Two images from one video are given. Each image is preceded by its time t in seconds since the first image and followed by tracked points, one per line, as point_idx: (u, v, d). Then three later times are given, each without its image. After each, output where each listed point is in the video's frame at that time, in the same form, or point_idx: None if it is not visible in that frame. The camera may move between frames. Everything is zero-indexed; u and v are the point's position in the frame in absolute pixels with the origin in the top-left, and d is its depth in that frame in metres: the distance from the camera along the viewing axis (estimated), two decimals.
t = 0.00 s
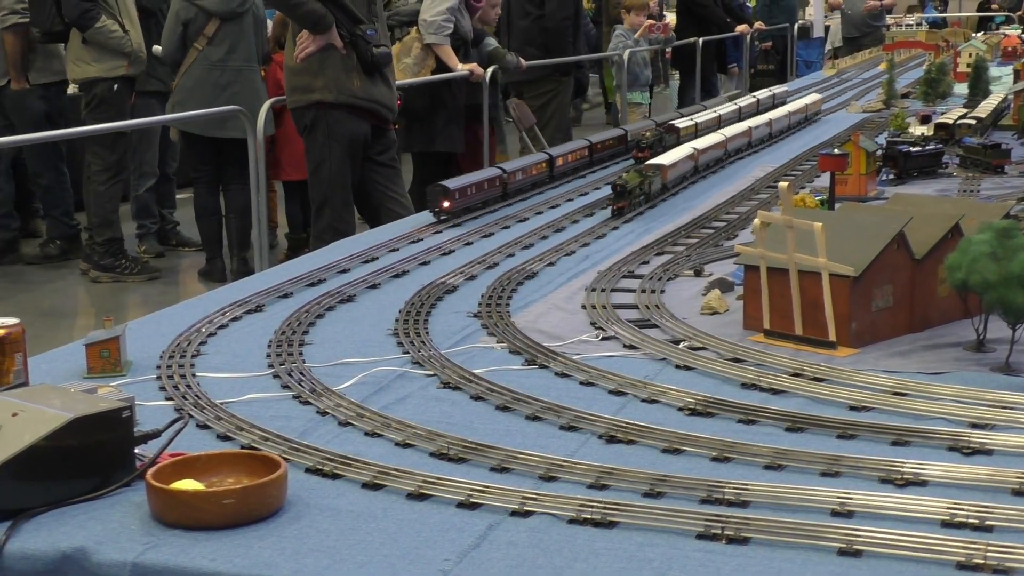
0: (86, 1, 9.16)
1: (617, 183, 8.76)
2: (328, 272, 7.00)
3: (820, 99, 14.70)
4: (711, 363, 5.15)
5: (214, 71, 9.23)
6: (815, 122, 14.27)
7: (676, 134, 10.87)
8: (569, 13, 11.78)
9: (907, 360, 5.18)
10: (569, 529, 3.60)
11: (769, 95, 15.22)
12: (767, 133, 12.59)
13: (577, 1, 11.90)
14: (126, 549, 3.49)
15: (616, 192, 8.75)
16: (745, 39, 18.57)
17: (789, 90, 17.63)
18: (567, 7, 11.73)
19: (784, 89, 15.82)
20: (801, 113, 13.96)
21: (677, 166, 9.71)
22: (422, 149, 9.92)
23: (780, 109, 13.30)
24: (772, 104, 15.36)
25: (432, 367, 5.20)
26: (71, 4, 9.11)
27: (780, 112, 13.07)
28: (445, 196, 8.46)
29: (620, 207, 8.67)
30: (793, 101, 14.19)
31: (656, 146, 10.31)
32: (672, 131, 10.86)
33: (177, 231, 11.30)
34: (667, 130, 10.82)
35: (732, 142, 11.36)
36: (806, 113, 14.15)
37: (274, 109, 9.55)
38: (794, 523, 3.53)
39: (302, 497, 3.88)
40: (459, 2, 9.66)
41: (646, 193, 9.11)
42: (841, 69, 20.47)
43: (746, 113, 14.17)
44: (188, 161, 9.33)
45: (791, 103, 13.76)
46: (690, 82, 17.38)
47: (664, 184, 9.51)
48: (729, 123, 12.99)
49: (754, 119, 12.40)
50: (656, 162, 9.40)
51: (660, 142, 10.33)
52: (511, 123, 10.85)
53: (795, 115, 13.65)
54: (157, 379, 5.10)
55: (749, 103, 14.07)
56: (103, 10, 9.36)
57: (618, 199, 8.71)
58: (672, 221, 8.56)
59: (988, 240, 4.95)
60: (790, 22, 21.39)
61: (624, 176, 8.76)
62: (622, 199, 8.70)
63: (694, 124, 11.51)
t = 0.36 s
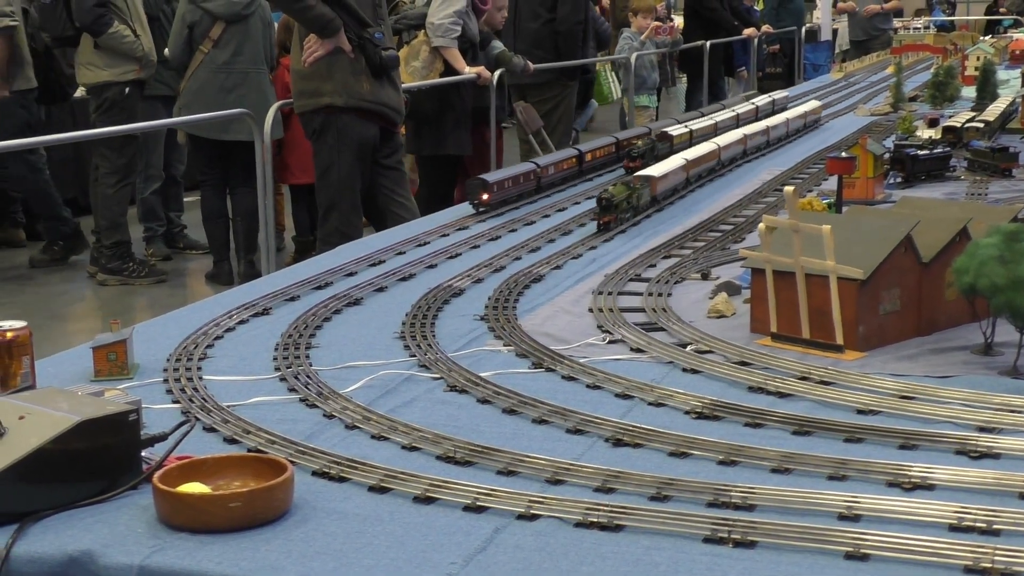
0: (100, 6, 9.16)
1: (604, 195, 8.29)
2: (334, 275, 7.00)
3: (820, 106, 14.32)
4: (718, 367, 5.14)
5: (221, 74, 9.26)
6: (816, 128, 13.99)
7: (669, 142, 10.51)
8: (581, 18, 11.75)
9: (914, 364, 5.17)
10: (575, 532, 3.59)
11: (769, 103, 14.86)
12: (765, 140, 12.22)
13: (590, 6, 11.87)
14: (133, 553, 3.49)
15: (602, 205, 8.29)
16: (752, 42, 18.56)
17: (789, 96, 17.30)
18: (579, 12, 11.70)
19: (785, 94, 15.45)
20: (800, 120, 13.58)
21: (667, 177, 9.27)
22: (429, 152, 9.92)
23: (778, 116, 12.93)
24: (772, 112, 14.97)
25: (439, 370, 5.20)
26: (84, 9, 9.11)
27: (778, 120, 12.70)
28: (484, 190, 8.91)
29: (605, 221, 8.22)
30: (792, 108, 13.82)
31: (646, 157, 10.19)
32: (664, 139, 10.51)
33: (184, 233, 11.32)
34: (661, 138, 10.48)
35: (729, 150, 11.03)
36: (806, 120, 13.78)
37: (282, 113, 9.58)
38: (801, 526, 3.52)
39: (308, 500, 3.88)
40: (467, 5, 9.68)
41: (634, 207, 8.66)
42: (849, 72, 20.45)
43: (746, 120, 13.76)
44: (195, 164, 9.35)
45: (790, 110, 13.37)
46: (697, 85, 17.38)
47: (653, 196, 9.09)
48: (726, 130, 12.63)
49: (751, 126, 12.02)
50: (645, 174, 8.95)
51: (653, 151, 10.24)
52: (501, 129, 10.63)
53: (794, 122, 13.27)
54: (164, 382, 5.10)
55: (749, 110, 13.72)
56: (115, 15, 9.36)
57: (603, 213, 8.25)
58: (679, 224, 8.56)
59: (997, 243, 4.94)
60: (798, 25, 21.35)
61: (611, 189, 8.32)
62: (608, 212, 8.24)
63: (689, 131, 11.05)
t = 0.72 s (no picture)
0: (112, 9, 9.17)
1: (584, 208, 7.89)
2: (338, 278, 7.00)
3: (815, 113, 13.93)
4: (722, 370, 5.14)
5: (226, 77, 9.29)
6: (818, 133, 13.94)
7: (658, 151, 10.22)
8: (582, 19, 11.69)
9: (918, 367, 5.16)
10: (578, 536, 3.59)
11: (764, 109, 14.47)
12: (757, 148, 11.83)
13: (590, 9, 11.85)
14: (137, 555, 3.49)
15: (582, 219, 7.87)
16: (756, 45, 18.58)
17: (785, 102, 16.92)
18: (579, 13, 11.64)
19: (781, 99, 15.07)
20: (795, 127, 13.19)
21: (653, 191, 8.83)
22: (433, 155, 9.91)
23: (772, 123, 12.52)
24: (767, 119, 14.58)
25: (442, 373, 5.20)
26: (96, 13, 9.10)
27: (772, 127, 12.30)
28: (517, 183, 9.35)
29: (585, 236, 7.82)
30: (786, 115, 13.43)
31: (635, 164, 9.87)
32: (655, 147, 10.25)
33: (188, 236, 11.35)
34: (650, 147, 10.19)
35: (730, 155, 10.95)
36: (801, 128, 13.39)
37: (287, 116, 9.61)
38: (805, 531, 3.51)
39: (312, 503, 3.88)
40: (471, 8, 9.69)
41: (617, 221, 8.23)
42: (853, 76, 20.46)
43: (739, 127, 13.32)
44: (200, 167, 9.37)
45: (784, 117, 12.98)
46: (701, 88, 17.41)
47: (638, 210, 8.66)
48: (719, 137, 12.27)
49: (744, 133, 11.64)
50: (629, 188, 8.52)
51: (641, 159, 9.86)
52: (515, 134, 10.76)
53: (788, 129, 12.89)
54: (168, 385, 5.10)
55: (742, 115, 13.27)
56: (125, 19, 9.39)
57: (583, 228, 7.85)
58: (683, 227, 8.56)
59: (1001, 247, 4.94)
60: (802, 29, 21.35)
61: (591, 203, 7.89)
62: (588, 227, 7.84)
63: (680, 139, 10.88)
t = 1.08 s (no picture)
0: (116, 12, 9.18)
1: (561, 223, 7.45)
2: (341, 280, 7.01)
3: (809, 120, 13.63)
4: (724, 374, 5.13)
5: (228, 79, 9.30)
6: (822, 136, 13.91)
7: (644, 160, 9.98)
8: (580, 19, 11.69)
9: (921, 371, 5.15)
10: (581, 539, 3.59)
11: (758, 116, 14.16)
12: (746, 156, 11.48)
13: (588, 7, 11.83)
14: (139, 558, 3.49)
15: (558, 234, 7.44)
16: (759, 48, 18.58)
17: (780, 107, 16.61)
18: (577, 14, 11.62)
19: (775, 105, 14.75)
20: (788, 135, 12.87)
21: (635, 203, 8.40)
22: (436, 158, 9.89)
23: (763, 131, 12.16)
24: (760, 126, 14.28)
25: (444, 376, 5.20)
26: (101, 15, 9.12)
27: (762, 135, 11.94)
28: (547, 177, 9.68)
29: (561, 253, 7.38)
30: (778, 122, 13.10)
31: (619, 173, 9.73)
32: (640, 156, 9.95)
33: (191, 238, 11.39)
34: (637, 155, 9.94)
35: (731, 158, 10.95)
36: (794, 135, 13.04)
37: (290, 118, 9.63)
38: (808, 534, 3.51)
39: (314, 506, 3.88)
40: (475, 10, 9.71)
41: (596, 236, 7.79)
42: (856, 79, 20.47)
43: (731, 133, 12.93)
44: (203, 169, 9.39)
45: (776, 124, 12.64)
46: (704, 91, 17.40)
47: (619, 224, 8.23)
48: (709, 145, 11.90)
49: (733, 142, 11.30)
50: (609, 200, 8.10)
51: (625, 169, 9.74)
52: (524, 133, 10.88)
53: (781, 137, 12.55)
54: (171, 387, 5.10)
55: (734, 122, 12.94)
56: (128, 21, 9.40)
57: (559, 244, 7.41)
58: (686, 230, 8.55)
59: (1004, 250, 4.94)
60: (804, 32, 21.38)
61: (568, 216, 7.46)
62: (565, 244, 7.41)
63: (667, 148, 10.52)
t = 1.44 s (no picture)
0: (116, 14, 9.18)
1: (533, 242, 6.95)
2: (343, 282, 7.01)
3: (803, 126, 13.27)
4: (727, 376, 5.13)
5: (229, 82, 9.31)
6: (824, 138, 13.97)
7: (629, 169, 9.50)
8: (578, 21, 11.69)
9: (923, 373, 5.15)
10: (583, 541, 3.59)
11: (750, 123, 13.82)
12: (735, 166, 11.07)
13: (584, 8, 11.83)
14: (141, 560, 3.49)
15: (529, 252, 6.95)
16: (761, 51, 18.59)
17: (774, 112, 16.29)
18: (573, 16, 11.62)
19: (768, 111, 14.40)
20: (779, 140, 12.48)
21: (615, 216, 7.90)
22: (438, 160, 9.89)
23: (753, 137, 11.76)
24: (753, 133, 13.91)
25: (447, 378, 5.20)
26: (100, 17, 9.12)
27: (752, 143, 11.53)
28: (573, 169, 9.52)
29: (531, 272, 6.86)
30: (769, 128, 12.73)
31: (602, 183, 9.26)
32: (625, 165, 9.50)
33: (193, 240, 11.38)
34: (620, 165, 9.43)
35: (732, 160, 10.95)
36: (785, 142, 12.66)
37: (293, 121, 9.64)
38: (810, 536, 3.51)
39: (316, 508, 3.88)
40: (477, 12, 9.71)
41: (571, 251, 7.33)
42: (858, 81, 20.48)
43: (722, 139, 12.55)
44: (205, 171, 9.39)
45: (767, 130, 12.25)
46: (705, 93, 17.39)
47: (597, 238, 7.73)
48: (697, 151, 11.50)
49: (721, 150, 10.89)
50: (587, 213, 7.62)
51: (607, 179, 9.23)
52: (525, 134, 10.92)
53: (772, 144, 12.17)
54: (172, 389, 5.10)
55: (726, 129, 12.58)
56: (128, 23, 9.39)
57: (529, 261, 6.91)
58: (687, 233, 8.55)
59: (1006, 253, 4.93)
60: (806, 34, 21.38)
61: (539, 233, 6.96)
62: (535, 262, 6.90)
63: (652, 155, 10.06)
